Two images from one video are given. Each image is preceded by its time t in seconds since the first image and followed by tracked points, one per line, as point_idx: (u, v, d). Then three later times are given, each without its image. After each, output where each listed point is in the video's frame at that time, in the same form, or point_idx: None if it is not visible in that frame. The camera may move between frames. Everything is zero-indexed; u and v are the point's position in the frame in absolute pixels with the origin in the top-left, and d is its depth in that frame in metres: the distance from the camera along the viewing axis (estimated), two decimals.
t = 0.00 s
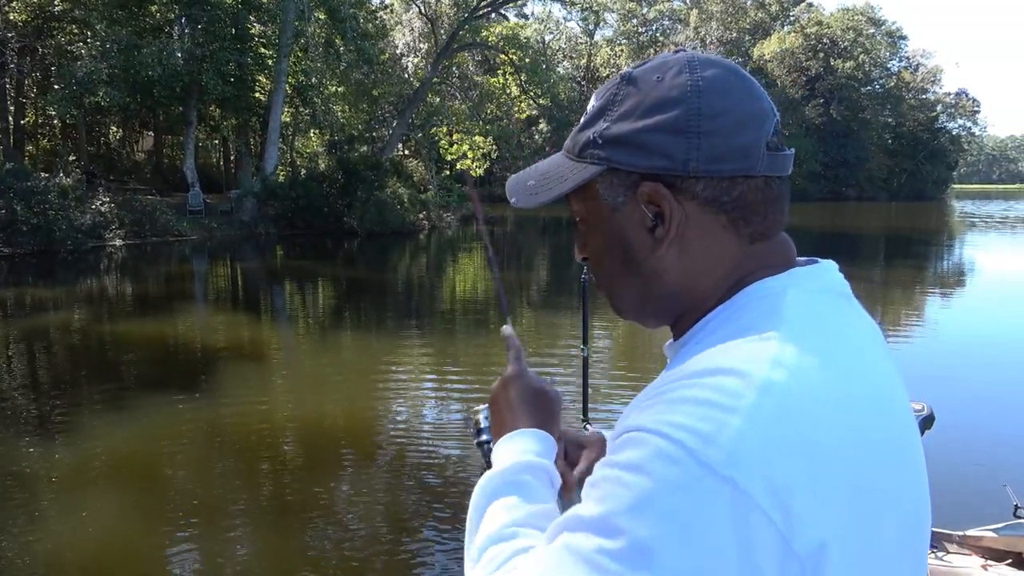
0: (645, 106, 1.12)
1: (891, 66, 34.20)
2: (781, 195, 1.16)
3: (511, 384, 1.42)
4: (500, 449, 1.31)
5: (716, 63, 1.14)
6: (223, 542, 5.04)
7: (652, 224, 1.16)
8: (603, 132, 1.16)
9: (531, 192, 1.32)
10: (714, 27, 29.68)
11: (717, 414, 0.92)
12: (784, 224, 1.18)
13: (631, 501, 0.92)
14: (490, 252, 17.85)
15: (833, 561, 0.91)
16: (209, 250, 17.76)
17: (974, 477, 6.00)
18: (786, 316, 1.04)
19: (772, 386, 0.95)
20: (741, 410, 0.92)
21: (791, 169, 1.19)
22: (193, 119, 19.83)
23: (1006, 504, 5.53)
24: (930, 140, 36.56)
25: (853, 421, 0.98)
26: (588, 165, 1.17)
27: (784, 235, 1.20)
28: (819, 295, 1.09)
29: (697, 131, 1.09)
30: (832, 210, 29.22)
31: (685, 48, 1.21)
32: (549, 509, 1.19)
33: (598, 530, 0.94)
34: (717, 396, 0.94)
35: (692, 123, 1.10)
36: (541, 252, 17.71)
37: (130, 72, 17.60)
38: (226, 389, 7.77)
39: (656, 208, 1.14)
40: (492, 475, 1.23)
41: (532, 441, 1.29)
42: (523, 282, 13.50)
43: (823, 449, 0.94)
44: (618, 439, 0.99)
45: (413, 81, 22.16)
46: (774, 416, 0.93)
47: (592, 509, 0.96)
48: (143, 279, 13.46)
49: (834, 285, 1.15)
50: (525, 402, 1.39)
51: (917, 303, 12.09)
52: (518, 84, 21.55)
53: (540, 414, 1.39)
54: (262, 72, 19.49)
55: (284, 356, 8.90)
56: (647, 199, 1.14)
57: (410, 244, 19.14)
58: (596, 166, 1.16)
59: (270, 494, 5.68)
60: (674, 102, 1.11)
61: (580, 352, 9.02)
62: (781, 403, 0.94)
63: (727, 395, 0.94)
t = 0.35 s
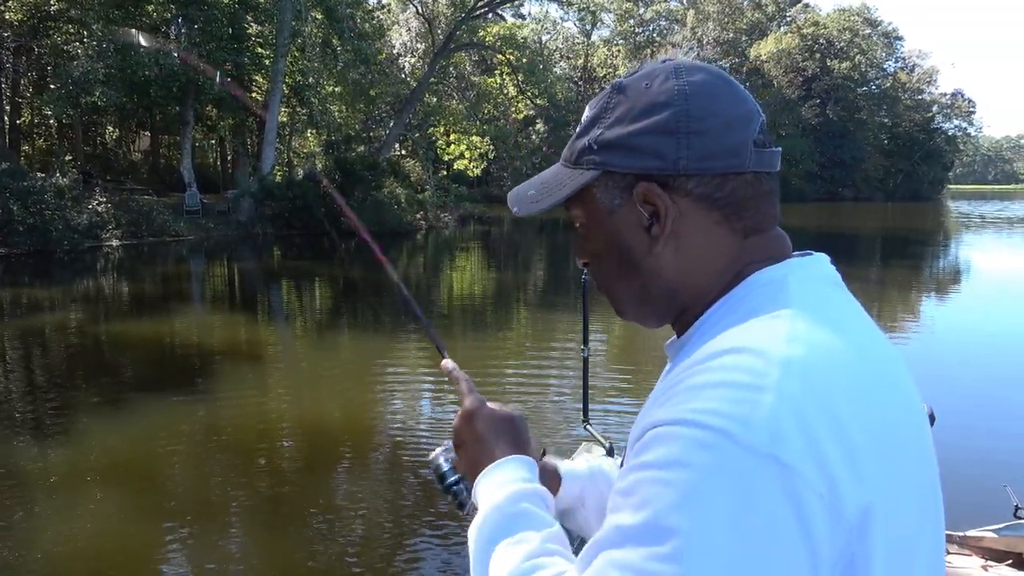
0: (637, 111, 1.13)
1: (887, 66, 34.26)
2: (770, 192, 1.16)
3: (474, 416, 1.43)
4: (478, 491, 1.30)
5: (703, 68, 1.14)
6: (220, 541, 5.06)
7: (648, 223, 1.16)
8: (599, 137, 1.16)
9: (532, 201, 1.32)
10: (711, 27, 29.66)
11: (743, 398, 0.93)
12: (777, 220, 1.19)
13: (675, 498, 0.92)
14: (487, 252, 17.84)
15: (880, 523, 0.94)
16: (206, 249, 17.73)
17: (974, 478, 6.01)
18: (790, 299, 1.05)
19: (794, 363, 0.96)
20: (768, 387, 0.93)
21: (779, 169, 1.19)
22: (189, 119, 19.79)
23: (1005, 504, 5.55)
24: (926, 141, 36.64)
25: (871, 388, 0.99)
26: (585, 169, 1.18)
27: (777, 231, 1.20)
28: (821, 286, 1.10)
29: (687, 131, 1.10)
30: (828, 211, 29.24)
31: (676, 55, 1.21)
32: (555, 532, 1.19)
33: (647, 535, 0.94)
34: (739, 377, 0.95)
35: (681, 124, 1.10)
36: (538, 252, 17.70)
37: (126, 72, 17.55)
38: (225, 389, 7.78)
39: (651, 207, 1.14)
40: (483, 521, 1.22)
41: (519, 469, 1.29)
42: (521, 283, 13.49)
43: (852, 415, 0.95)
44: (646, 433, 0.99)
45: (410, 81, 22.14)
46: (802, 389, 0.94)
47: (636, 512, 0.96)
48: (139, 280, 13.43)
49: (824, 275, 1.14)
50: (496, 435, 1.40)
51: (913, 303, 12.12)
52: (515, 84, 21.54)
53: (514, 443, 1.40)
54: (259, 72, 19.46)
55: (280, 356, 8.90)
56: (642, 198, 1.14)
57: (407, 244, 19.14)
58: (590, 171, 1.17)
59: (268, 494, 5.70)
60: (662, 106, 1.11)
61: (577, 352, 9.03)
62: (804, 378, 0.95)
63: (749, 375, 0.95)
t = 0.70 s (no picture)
0: (658, 107, 1.13)
1: (883, 66, 34.34)
2: (782, 191, 1.16)
3: (441, 461, 1.40)
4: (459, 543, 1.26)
5: (721, 70, 1.14)
6: (218, 542, 5.06)
7: (664, 215, 1.15)
8: (623, 128, 1.15)
9: (550, 189, 1.29)
10: (708, 27, 29.68)
11: (774, 386, 0.94)
12: (787, 220, 1.19)
13: (719, 490, 0.92)
14: (484, 252, 17.82)
15: (909, 499, 0.96)
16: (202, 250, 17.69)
17: (974, 478, 6.01)
18: (805, 291, 1.06)
19: (821, 346, 0.96)
20: (797, 372, 0.94)
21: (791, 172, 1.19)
22: (186, 120, 19.76)
23: (1005, 504, 5.55)
24: (922, 140, 36.74)
25: (891, 368, 1.01)
26: (606, 160, 1.17)
27: (788, 229, 1.20)
28: (832, 282, 1.11)
29: (706, 126, 1.10)
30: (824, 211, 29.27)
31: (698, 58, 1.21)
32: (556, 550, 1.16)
33: (689, 528, 0.94)
34: (765, 365, 0.96)
35: (701, 119, 1.10)
36: (535, 252, 17.69)
37: (122, 72, 17.47)
38: (221, 390, 7.76)
39: (666, 200, 1.14)
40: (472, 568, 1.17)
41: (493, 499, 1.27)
42: (518, 283, 13.49)
43: (877, 397, 0.96)
44: (677, 430, 0.99)
45: (407, 81, 22.12)
46: (831, 373, 0.95)
47: (676, 506, 0.96)
48: (136, 280, 13.40)
49: (829, 271, 1.15)
50: (471, 466, 1.37)
51: (910, 302, 12.14)
52: (511, 85, 21.54)
53: (489, 472, 1.37)
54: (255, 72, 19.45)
55: (277, 357, 8.88)
56: (659, 190, 1.14)
57: (404, 245, 19.13)
58: (611, 161, 1.17)
59: (265, 494, 5.69)
60: (686, 103, 1.11)
61: (575, 352, 9.03)
62: (832, 361, 0.95)
63: (778, 362, 0.95)
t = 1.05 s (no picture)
0: (695, 103, 1.12)
1: (880, 66, 34.38)
2: (814, 191, 1.15)
3: (494, 376, 1.32)
4: (492, 468, 1.25)
5: (759, 69, 1.14)
6: (215, 542, 5.06)
7: (698, 209, 1.13)
8: (658, 124, 1.15)
9: (583, 185, 1.28)
10: (704, 26, 29.68)
11: (823, 377, 0.91)
12: (817, 219, 1.17)
13: (762, 477, 0.89)
14: (481, 252, 17.80)
15: (941, 499, 0.94)
16: (199, 251, 17.66)
17: (974, 479, 6.01)
18: (838, 290, 1.06)
19: (868, 344, 0.95)
20: (845, 368, 0.92)
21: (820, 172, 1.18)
22: (182, 120, 19.72)
23: (1004, 504, 5.56)
24: (917, 141, 36.79)
25: (926, 368, 1.00)
26: (640, 155, 1.16)
27: (814, 230, 1.19)
28: (862, 287, 1.10)
29: (741, 123, 1.09)
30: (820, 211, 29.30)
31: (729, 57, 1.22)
32: (593, 510, 1.18)
33: (725, 512, 0.92)
34: (814, 359, 0.93)
35: (738, 115, 1.10)
36: (532, 253, 17.67)
37: (119, 72, 17.49)
38: (219, 390, 7.75)
39: (701, 194, 1.12)
40: (511, 498, 1.18)
41: (542, 439, 1.24)
42: (515, 283, 13.48)
43: (919, 397, 0.95)
44: (720, 415, 0.97)
45: (404, 81, 22.09)
46: (876, 370, 0.93)
47: (715, 489, 0.93)
48: (133, 281, 13.39)
49: (859, 276, 1.14)
50: (517, 390, 1.31)
51: (906, 302, 12.17)
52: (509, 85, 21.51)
53: (536, 406, 1.31)
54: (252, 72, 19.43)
55: (275, 358, 8.87)
56: (695, 185, 1.12)
57: (401, 245, 19.14)
58: (647, 157, 1.15)
59: (261, 495, 5.68)
60: (721, 100, 1.11)
61: (573, 352, 9.04)
62: (880, 359, 0.93)
63: (827, 356, 0.93)
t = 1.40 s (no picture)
0: (718, 98, 1.06)
1: (875, 66, 34.45)
2: (835, 192, 1.09)
3: (530, 353, 1.22)
4: (510, 448, 1.17)
5: (783, 67, 1.08)
6: (212, 544, 5.04)
7: (717, 205, 1.07)
8: (679, 118, 1.08)
9: (600, 176, 1.20)
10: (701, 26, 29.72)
11: (855, 375, 0.86)
12: (837, 221, 1.11)
13: (791, 475, 0.83)
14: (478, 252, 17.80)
15: (957, 504, 0.90)
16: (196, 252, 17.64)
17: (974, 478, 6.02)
18: (862, 292, 0.99)
19: (896, 347, 0.90)
20: (874, 370, 0.86)
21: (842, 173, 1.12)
22: (179, 120, 19.69)
23: (1005, 503, 5.57)
24: (913, 140, 36.89)
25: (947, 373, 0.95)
26: (660, 149, 1.10)
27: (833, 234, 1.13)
28: (885, 292, 1.04)
29: (764, 120, 1.03)
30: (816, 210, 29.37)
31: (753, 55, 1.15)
32: (613, 500, 1.11)
33: (748, 509, 0.85)
34: (846, 358, 0.87)
35: (761, 112, 1.04)
36: (529, 253, 17.67)
37: (115, 73, 17.46)
38: (217, 392, 7.73)
39: (722, 189, 1.06)
40: (532, 478, 1.10)
41: (566, 423, 1.15)
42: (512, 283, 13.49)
43: (945, 401, 0.90)
44: (744, 410, 0.90)
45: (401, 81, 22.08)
46: (906, 371, 0.87)
47: (737, 485, 0.87)
48: (129, 282, 13.40)
49: (879, 283, 1.07)
50: (548, 373, 1.21)
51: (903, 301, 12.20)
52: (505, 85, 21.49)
53: (562, 384, 1.21)
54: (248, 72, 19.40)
55: (272, 359, 8.84)
56: (716, 179, 1.06)
57: (398, 245, 19.14)
58: (667, 150, 1.09)
59: (259, 496, 5.66)
60: (747, 96, 1.05)
61: (571, 352, 9.05)
62: (910, 363, 0.88)
63: (856, 357, 0.87)
